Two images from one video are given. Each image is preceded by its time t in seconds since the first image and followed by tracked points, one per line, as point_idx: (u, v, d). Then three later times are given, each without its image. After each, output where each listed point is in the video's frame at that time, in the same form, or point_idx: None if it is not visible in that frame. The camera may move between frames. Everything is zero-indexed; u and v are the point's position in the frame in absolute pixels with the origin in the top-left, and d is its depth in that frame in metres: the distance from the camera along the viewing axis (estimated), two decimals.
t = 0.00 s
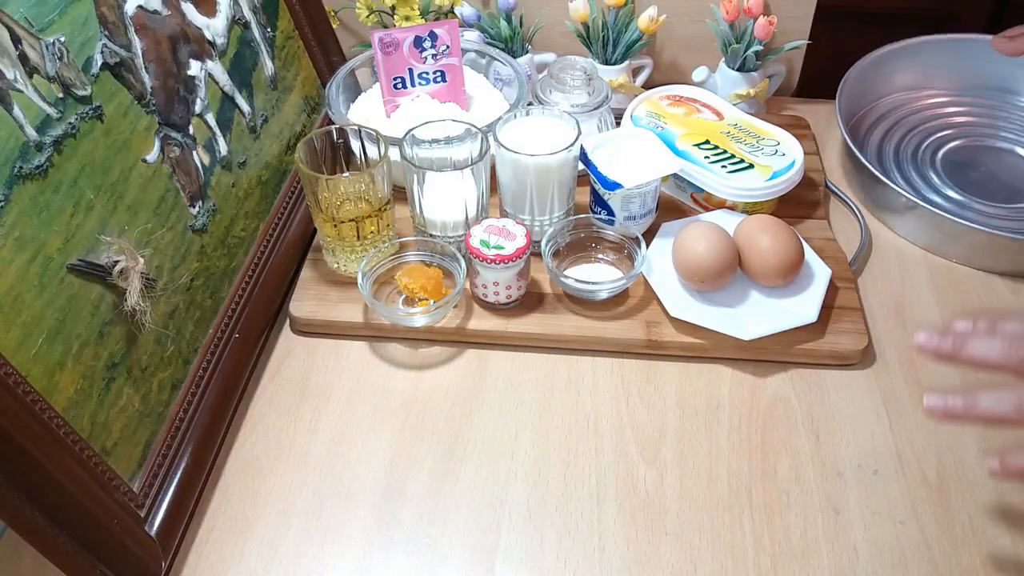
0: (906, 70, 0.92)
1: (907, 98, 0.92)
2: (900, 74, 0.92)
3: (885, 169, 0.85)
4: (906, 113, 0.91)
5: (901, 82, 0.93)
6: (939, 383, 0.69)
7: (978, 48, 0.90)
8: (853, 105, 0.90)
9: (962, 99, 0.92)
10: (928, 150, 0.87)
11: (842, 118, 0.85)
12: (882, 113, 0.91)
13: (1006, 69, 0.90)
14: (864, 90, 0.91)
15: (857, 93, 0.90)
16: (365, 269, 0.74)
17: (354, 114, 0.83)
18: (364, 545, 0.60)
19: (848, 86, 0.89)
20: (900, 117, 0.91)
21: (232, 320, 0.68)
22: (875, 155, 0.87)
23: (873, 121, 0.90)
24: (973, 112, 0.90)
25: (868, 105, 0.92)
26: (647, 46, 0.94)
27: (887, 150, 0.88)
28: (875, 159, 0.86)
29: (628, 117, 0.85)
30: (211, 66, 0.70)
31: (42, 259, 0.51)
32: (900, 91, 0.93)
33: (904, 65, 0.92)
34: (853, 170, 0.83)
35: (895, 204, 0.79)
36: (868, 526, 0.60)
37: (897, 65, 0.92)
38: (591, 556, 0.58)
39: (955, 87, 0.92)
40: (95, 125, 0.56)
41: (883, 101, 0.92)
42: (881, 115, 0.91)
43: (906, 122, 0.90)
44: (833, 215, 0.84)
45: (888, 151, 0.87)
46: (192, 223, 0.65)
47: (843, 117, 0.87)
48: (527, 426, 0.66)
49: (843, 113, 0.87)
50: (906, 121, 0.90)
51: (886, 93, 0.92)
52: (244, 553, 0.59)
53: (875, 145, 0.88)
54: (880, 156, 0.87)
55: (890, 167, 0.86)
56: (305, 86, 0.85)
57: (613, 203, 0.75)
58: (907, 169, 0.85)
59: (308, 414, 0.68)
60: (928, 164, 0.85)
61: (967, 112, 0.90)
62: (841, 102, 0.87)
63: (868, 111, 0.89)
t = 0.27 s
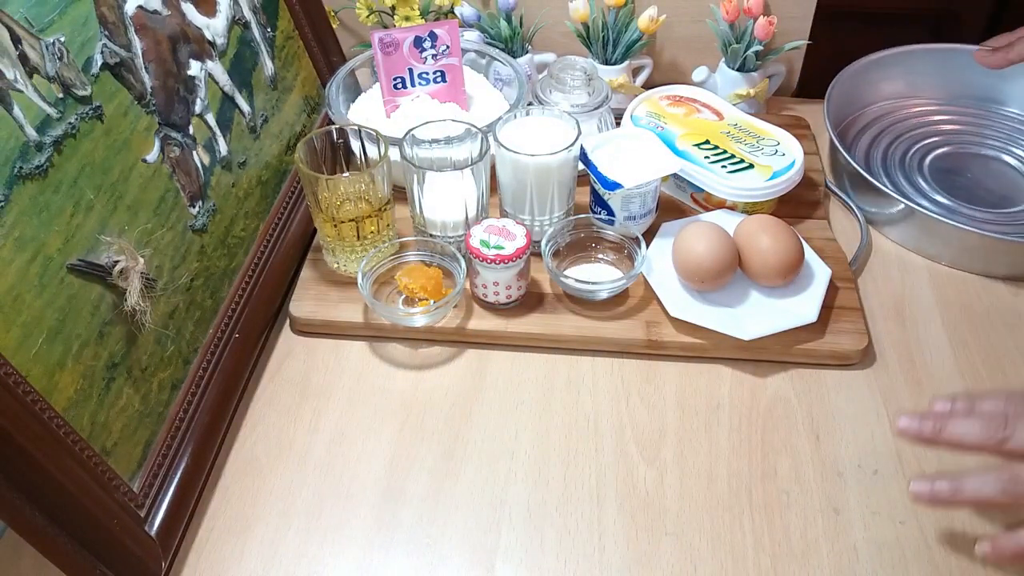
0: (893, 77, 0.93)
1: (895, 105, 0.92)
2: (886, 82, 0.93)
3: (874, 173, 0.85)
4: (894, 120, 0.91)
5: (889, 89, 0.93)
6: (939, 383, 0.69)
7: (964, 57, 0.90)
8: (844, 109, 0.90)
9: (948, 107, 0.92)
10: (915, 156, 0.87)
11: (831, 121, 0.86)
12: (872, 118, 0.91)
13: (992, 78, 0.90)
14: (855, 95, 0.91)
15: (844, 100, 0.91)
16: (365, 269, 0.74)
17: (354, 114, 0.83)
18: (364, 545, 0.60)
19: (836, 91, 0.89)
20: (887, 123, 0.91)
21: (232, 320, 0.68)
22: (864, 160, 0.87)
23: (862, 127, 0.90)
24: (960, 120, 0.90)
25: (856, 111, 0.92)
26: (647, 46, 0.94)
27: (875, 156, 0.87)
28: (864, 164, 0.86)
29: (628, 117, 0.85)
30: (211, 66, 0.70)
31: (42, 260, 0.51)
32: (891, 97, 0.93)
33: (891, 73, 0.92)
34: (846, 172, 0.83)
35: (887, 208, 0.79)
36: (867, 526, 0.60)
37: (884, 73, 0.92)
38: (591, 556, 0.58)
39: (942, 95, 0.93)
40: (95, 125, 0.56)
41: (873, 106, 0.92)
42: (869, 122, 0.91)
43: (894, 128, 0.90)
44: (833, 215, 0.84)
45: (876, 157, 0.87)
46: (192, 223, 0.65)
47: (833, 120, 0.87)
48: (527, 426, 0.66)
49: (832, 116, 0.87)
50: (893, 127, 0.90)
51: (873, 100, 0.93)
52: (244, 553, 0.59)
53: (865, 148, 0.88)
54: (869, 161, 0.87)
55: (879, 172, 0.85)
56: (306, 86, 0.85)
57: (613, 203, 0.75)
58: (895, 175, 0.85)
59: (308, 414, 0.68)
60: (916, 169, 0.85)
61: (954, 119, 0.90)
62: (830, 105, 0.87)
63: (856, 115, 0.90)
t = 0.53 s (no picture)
0: (892, 77, 0.93)
1: (895, 105, 0.92)
2: (886, 81, 0.93)
3: (874, 173, 0.85)
4: (894, 119, 0.91)
5: (888, 89, 0.93)
6: (939, 383, 0.69)
7: (963, 57, 0.90)
8: (843, 109, 0.90)
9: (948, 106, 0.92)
10: (915, 156, 0.87)
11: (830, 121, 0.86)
12: (873, 118, 0.91)
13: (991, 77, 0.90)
14: (855, 95, 0.91)
15: (843, 100, 0.91)
16: (364, 269, 0.74)
17: (354, 114, 0.83)
18: (364, 546, 0.60)
19: (834, 92, 0.89)
20: (887, 122, 0.91)
21: (232, 320, 0.68)
22: (863, 160, 0.87)
23: (862, 126, 0.90)
24: (960, 119, 0.90)
25: (855, 111, 0.92)
26: (647, 45, 0.94)
27: (875, 156, 0.87)
28: (863, 164, 0.86)
29: (628, 117, 0.85)
30: (211, 66, 0.70)
31: (42, 260, 0.51)
32: (892, 97, 0.93)
33: (890, 72, 0.92)
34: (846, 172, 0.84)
35: (887, 208, 0.80)
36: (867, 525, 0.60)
37: (883, 73, 0.92)
38: (591, 555, 0.58)
39: (941, 95, 0.93)
40: (95, 125, 0.56)
41: (874, 106, 0.92)
42: (869, 121, 0.91)
43: (894, 128, 0.90)
44: (833, 215, 0.84)
45: (876, 157, 0.87)
46: (192, 223, 0.65)
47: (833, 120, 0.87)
48: (527, 426, 0.66)
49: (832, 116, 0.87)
50: (893, 127, 0.90)
51: (872, 100, 0.93)
52: (244, 553, 0.59)
53: (864, 148, 0.88)
54: (869, 161, 0.87)
55: (879, 172, 0.85)
56: (306, 86, 0.85)
57: (613, 203, 0.75)
58: (895, 175, 0.85)
59: (308, 415, 0.68)
60: (916, 169, 0.85)
61: (954, 119, 0.90)
62: (829, 105, 0.87)
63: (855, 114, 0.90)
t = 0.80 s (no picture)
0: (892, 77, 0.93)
1: (895, 105, 0.92)
2: (886, 81, 0.93)
3: (873, 173, 0.85)
4: (894, 120, 0.91)
5: (888, 89, 0.93)
6: (939, 383, 0.69)
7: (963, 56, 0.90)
8: (843, 109, 0.91)
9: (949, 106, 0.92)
10: (915, 156, 0.87)
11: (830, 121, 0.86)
12: (873, 118, 0.91)
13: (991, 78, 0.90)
14: (855, 95, 0.91)
15: (843, 100, 0.91)
16: (364, 269, 0.74)
17: (354, 114, 0.83)
18: (363, 546, 0.59)
19: (834, 92, 0.89)
20: (887, 122, 0.91)
21: (232, 320, 0.68)
22: (863, 160, 0.87)
23: (862, 126, 0.90)
24: (960, 119, 0.90)
25: (855, 111, 0.92)
26: (647, 45, 0.94)
27: (875, 156, 0.87)
28: (863, 164, 0.86)
29: (628, 117, 0.85)
30: (211, 66, 0.70)
31: (41, 260, 0.51)
32: (892, 97, 0.93)
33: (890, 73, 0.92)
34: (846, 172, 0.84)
35: (887, 208, 0.80)
36: (867, 526, 0.60)
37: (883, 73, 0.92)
38: (591, 555, 0.58)
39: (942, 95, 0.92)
40: (95, 125, 0.56)
41: (874, 106, 0.92)
42: (869, 121, 0.91)
43: (894, 128, 0.90)
44: (833, 215, 0.84)
45: (876, 157, 0.87)
46: (192, 223, 0.65)
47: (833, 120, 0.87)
48: (527, 426, 0.66)
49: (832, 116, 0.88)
50: (893, 127, 0.90)
51: (872, 100, 0.93)
52: (244, 554, 0.59)
53: (864, 148, 0.88)
54: (869, 161, 0.87)
55: (879, 172, 0.85)
56: (306, 86, 0.85)
57: (613, 203, 0.75)
58: (895, 175, 0.85)
59: (308, 415, 0.68)
60: (916, 169, 0.85)
61: (955, 119, 0.90)
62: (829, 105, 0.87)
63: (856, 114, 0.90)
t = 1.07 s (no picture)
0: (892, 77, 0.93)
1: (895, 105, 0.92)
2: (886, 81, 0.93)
3: (873, 174, 0.85)
4: (894, 119, 0.91)
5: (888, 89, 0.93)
6: (939, 383, 0.69)
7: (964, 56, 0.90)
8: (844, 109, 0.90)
9: (949, 106, 0.91)
10: (915, 156, 0.87)
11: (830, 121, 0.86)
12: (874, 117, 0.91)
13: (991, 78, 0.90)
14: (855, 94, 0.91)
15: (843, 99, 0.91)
16: (364, 269, 0.74)
17: (354, 114, 0.83)
18: (363, 545, 0.60)
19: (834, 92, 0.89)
20: (888, 122, 0.91)
21: (232, 320, 0.68)
22: (863, 161, 0.87)
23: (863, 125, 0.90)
24: (960, 120, 0.90)
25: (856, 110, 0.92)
26: (647, 45, 0.94)
27: (875, 156, 0.87)
28: (863, 164, 0.86)
29: (628, 117, 0.85)
30: (211, 66, 0.70)
31: (41, 260, 0.51)
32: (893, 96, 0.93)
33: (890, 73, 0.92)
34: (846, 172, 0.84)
35: (887, 207, 0.80)
36: (867, 526, 0.60)
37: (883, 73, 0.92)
38: (591, 555, 0.58)
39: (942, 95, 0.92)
40: (95, 125, 0.56)
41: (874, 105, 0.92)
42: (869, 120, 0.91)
43: (894, 128, 0.90)
44: (833, 215, 0.84)
45: (876, 157, 0.87)
46: (192, 223, 0.65)
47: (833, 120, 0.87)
48: (527, 426, 0.66)
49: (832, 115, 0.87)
50: (893, 127, 0.90)
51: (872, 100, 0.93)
52: (244, 554, 0.59)
53: (865, 148, 0.88)
54: (869, 161, 0.87)
55: (879, 172, 0.85)
56: (306, 86, 0.85)
57: (613, 203, 0.75)
58: (895, 175, 0.85)
59: (308, 415, 0.68)
60: (916, 170, 0.85)
61: (955, 119, 0.90)
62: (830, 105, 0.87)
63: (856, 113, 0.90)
